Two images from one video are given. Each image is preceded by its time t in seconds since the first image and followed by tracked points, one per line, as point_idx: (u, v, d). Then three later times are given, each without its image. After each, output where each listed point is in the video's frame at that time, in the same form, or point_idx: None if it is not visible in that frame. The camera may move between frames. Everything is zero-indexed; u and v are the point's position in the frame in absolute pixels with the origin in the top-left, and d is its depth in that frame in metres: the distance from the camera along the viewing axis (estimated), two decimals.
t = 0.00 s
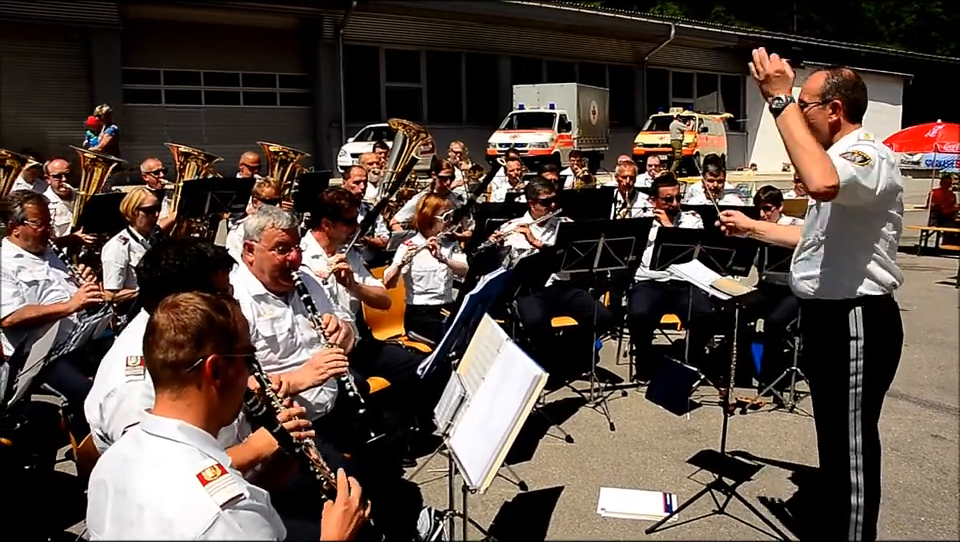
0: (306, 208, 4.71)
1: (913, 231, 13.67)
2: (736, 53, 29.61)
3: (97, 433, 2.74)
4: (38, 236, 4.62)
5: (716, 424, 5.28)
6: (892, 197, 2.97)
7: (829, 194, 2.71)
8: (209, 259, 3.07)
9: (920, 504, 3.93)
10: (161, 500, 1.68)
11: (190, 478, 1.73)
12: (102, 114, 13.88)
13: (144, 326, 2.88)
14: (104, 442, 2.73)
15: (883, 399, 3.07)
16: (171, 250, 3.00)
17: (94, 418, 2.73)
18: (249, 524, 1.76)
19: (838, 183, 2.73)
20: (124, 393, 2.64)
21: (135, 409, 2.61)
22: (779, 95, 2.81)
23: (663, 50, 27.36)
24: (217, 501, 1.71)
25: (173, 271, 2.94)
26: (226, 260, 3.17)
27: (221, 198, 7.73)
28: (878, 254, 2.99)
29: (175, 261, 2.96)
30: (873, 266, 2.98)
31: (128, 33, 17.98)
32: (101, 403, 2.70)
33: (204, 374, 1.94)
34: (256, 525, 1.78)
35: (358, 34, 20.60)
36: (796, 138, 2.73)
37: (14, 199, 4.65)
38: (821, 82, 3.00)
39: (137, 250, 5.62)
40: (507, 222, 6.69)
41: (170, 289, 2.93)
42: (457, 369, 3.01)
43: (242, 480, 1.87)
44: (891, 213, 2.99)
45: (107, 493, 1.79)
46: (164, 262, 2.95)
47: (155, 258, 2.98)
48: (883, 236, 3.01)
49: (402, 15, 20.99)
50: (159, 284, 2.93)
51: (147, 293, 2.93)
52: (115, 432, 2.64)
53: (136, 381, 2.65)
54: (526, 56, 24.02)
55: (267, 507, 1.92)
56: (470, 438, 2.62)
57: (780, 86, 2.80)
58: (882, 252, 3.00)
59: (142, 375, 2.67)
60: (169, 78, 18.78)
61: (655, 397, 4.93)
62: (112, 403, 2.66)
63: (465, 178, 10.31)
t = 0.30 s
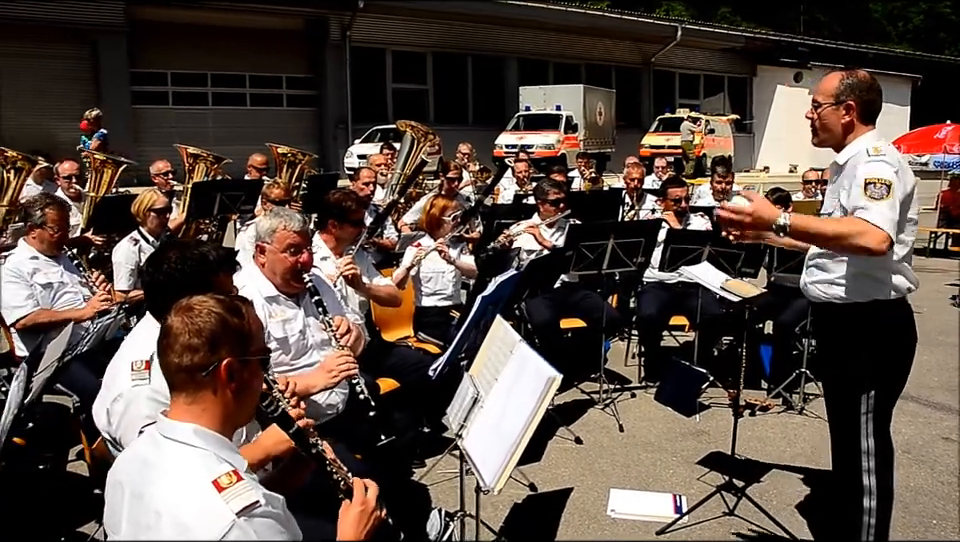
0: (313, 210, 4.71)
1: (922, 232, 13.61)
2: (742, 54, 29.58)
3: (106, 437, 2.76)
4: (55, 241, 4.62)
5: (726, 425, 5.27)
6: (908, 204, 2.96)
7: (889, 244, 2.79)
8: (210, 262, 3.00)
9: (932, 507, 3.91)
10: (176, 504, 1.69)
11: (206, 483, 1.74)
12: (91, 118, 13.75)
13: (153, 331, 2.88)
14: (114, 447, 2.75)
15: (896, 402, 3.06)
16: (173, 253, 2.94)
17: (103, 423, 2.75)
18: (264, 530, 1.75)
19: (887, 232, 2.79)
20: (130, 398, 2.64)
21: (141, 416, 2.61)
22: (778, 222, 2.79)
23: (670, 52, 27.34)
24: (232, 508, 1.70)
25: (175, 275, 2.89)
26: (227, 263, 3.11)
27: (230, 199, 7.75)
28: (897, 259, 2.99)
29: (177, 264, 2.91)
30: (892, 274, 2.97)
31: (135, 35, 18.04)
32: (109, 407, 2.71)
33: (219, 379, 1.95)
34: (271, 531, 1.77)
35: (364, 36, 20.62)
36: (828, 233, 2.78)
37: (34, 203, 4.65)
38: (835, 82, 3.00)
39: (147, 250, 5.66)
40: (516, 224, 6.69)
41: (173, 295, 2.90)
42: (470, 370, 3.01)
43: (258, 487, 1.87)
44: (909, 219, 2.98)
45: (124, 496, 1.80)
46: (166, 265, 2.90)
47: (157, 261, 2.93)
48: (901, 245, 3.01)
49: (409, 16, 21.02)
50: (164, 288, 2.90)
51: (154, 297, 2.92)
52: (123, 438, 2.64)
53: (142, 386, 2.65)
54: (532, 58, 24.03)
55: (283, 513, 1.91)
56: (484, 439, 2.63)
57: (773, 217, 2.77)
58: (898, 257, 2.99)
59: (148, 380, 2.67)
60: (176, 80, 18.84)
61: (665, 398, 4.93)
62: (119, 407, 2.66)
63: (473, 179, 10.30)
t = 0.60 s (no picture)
0: (326, 211, 4.74)
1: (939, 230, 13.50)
2: (756, 52, 29.44)
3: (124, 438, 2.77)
4: (87, 248, 4.66)
5: (742, 425, 5.25)
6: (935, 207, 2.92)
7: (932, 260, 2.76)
8: (226, 264, 3.00)
9: (953, 507, 3.88)
10: (202, 507, 1.70)
11: (233, 487, 1.74)
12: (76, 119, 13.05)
13: (171, 332, 2.90)
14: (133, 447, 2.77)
15: (917, 400, 3.05)
16: (189, 253, 2.97)
17: (121, 424, 2.76)
18: (292, 533, 1.76)
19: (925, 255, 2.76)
20: (147, 399, 2.66)
21: (160, 417, 2.64)
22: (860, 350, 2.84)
23: (683, 51, 27.26)
24: (259, 511, 1.70)
25: (190, 274, 2.92)
26: (243, 265, 3.08)
27: (246, 201, 7.80)
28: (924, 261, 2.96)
29: (193, 264, 2.94)
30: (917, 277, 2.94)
31: (149, 38, 18.16)
32: (127, 408, 2.73)
33: (245, 382, 1.96)
34: (300, 533, 1.79)
35: (377, 37, 20.66)
36: (890, 311, 2.76)
37: (67, 207, 4.68)
38: (857, 79, 3.00)
39: (165, 252, 5.69)
40: (533, 223, 6.71)
41: (185, 295, 2.93)
42: (489, 370, 3.02)
43: (284, 491, 1.88)
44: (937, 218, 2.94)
45: (149, 498, 1.82)
46: (183, 265, 2.93)
47: (173, 262, 2.97)
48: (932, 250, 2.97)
49: (421, 17, 21.06)
50: (177, 288, 2.93)
51: (171, 298, 2.94)
52: (141, 439, 2.66)
53: (158, 386, 2.68)
54: (545, 58, 24.02)
55: (307, 515, 1.93)
56: (505, 439, 2.65)
57: (851, 358, 2.86)
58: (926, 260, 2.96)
59: (164, 379, 2.70)
60: (190, 82, 18.96)
61: (680, 398, 4.92)
62: (136, 408, 2.69)
63: (488, 179, 10.31)
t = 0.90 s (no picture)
0: (348, 207, 4.75)
1: None
2: (780, 46, 29.18)
3: (157, 430, 2.80)
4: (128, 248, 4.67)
5: (769, 421, 5.20)
6: None
7: None
8: (260, 260, 3.00)
9: None
10: (235, 499, 1.69)
11: (265, 478, 1.72)
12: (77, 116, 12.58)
13: (203, 327, 2.92)
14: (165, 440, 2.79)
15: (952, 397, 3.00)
16: (225, 249, 3.00)
17: (154, 416, 2.80)
18: (323, 523, 1.74)
19: None
20: (181, 391, 2.70)
21: (192, 411, 2.67)
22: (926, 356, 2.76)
23: (706, 45, 27.10)
24: (292, 501, 1.69)
25: (226, 269, 2.93)
26: (276, 261, 3.06)
27: (270, 197, 7.86)
28: None
29: (228, 259, 2.95)
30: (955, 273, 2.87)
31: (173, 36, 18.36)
32: (160, 401, 2.75)
33: (276, 373, 1.93)
34: (331, 524, 1.76)
35: (399, 33, 20.73)
36: (944, 314, 2.71)
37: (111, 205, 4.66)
38: (894, 72, 2.97)
39: (192, 248, 5.74)
40: (556, 218, 6.68)
41: (228, 289, 2.94)
42: (517, 364, 3.02)
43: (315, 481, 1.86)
44: None
45: (181, 491, 1.80)
46: (217, 260, 2.95)
47: (208, 256, 2.98)
48: None
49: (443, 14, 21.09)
50: (213, 282, 2.94)
51: (209, 294, 2.95)
52: (175, 431, 2.69)
53: (192, 379, 2.71)
54: (566, 53, 23.96)
55: (338, 505, 1.91)
56: (534, 433, 2.65)
57: (916, 367, 2.79)
58: None
59: (198, 373, 2.72)
60: (214, 79, 19.13)
61: (706, 394, 4.88)
62: (170, 401, 2.72)
63: (511, 174, 10.29)
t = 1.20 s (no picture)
0: (370, 190, 4.73)
1: None
2: (807, 26, 28.69)
3: (187, 412, 2.82)
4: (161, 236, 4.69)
5: (795, 407, 5.15)
6: None
7: None
8: (293, 244, 2.96)
9: None
10: (259, 478, 1.69)
11: (289, 456, 1.72)
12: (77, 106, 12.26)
13: (228, 310, 2.90)
14: (194, 421, 2.80)
15: None
16: (259, 232, 2.96)
17: (184, 398, 2.82)
18: (347, 501, 1.73)
19: None
20: (212, 374, 2.70)
21: (223, 392, 2.68)
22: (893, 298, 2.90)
23: (731, 27, 26.75)
24: (315, 479, 1.68)
25: (259, 253, 2.90)
26: (310, 246, 3.04)
27: (294, 181, 7.88)
28: None
29: (262, 242, 2.92)
30: None
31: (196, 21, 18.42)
32: (190, 383, 2.77)
33: (297, 352, 1.91)
34: (355, 502, 1.75)
35: (420, 17, 20.64)
36: (930, 275, 2.73)
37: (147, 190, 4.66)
38: (934, 52, 2.89)
39: (217, 232, 5.75)
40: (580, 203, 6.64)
41: (259, 271, 2.89)
42: (543, 347, 3.01)
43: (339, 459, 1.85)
44: None
45: (206, 472, 1.81)
46: (252, 243, 2.92)
47: (242, 240, 2.95)
48: None
49: None
50: (244, 266, 2.90)
51: (238, 275, 2.89)
52: (204, 413, 2.70)
53: (224, 362, 2.72)
54: (589, 35, 23.75)
55: (362, 484, 1.90)
56: (560, 417, 2.64)
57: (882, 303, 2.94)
58: None
59: (230, 355, 2.74)
60: (236, 64, 19.17)
61: (732, 379, 4.84)
62: (200, 384, 2.72)
63: (534, 158, 10.24)
